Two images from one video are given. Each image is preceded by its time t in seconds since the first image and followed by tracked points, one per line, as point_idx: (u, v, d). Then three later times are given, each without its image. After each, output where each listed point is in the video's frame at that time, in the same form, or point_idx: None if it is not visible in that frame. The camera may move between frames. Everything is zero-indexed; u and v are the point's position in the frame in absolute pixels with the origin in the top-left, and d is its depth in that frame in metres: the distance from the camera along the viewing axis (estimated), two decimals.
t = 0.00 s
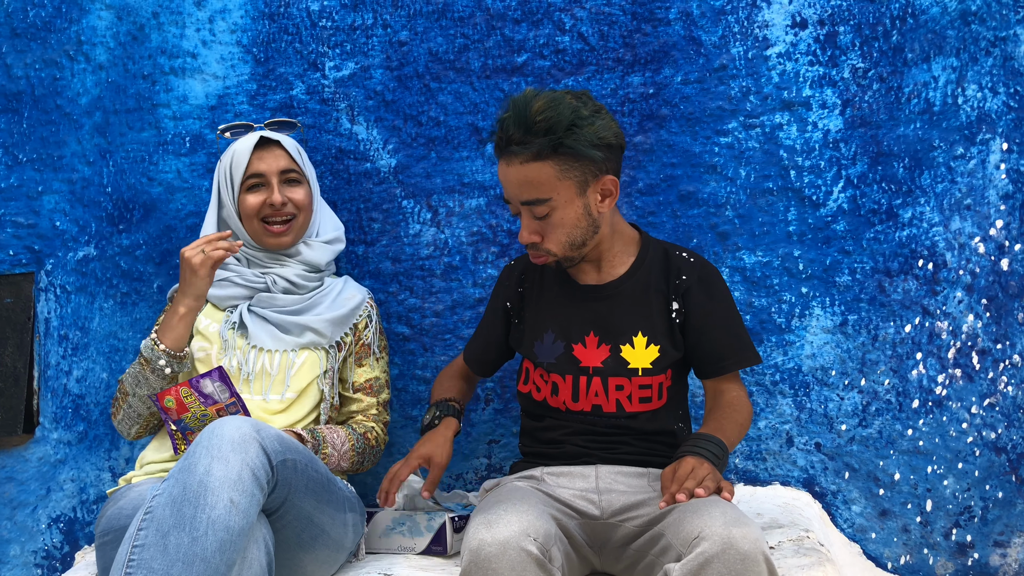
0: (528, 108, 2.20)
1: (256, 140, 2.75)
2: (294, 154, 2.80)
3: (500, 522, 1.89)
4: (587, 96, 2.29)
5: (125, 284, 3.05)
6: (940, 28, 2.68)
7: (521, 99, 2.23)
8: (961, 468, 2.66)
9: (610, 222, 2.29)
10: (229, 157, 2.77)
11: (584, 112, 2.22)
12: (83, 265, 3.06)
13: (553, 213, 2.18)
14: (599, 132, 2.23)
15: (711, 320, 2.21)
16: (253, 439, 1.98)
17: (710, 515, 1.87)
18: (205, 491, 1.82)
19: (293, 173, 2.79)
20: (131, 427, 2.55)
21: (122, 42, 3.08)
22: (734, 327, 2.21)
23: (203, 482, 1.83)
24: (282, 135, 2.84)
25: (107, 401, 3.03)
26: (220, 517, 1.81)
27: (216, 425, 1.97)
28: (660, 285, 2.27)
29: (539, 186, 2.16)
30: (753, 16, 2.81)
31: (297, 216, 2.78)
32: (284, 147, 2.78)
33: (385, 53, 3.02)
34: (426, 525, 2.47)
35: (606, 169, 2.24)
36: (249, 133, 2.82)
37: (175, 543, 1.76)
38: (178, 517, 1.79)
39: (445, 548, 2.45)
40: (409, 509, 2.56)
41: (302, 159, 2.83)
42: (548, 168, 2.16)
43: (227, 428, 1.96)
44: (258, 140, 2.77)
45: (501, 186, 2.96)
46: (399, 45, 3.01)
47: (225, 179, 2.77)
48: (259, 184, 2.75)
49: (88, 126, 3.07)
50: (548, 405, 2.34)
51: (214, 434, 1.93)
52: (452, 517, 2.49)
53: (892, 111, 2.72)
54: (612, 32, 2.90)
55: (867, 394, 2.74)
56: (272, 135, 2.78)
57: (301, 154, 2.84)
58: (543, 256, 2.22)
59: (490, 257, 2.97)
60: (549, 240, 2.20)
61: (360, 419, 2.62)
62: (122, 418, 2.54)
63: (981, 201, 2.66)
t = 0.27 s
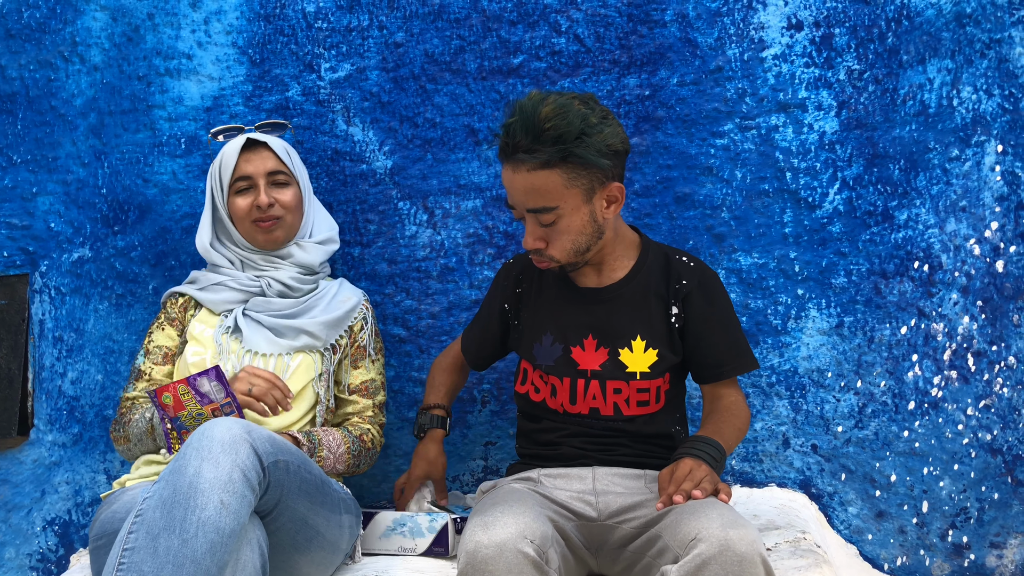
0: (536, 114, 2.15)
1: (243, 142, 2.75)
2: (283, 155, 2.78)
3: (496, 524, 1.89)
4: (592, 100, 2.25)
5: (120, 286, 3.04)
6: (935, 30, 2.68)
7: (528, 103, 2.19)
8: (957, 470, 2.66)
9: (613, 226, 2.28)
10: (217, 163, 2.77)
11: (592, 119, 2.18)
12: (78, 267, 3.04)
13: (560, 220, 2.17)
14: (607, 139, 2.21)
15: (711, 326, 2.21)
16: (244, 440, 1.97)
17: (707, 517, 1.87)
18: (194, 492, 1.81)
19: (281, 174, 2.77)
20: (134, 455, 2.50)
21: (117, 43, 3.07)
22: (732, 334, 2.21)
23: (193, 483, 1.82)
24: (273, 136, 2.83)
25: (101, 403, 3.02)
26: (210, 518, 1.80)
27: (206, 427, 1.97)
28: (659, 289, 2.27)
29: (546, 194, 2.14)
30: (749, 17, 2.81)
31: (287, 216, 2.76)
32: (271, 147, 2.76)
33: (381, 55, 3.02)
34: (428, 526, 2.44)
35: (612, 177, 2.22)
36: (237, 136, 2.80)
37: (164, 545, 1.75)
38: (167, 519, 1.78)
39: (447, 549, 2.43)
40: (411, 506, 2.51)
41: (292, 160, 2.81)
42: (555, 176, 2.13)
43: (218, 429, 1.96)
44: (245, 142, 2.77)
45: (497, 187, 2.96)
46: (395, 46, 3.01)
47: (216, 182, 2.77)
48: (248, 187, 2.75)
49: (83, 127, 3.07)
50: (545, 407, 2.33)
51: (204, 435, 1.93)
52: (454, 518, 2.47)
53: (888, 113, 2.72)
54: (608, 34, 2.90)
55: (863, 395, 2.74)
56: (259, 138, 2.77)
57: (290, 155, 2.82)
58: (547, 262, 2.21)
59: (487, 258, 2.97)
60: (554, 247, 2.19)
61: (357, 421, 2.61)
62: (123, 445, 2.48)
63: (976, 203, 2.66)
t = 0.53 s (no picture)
0: (539, 119, 2.15)
1: (237, 143, 2.74)
2: (276, 156, 2.78)
3: (495, 524, 1.88)
4: (594, 104, 2.25)
5: (118, 286, 3.04)
6: (932, 31, 2.68)
7: (531, 107, 2.18)
8: (955, 470, 2.66)
9: (615, 229, 2.28)
10: (212, 164, 2.77)
11: (596, 124, 2.18)
12: (75, 268, 3.04)
13: (563, 225, 2.17)
14: (610, 143, 2.20)
15: (710, 328, 2.21)
16: (236, 439, 1.97)
17: (707, 517, 1.87)
18: (186, 491, 1.81)
19: (276, 175, 2.77)
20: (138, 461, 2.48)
21: (114, 43, 3.07)
22: (732, 338, 2.21)
23: (184, 482, 1.82)
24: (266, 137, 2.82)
25: (99, 403, 3.01)
26: (201, 517, 1.80)
27: (198, 426, 1.97)
28: (660, 291, 2.27)
29: (549, 199, 2.13)
30: (746, 18, 2.81)
31: (282, 217, 2.76)
32: (264, 148, 2.76)
33: (378, 55, 3.02)
34: (421, 526, 2.45)
35: (614, 181, 2.22)
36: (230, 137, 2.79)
37: (156, 545, 1.75)
38: (159, 518, 1.78)
39: (443, 550, 2.44)
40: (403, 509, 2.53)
41: (286, 161, 2.81)
42: (559, 181, 2.13)
43: (209, 429, 1.96)
44: (239, 144, 2.77)
45: (495, 188, 2.96)
46: (392, 47, 3.01)
47: (211, 184, 2.77)
48: (243, 188, 2.75)
49: (80, 128, 3.06)
50: (545, 407, 2.33)
51: (196, 435, 1.93)
52: (447, 519, 2.48)
53: (885, 114, 2.72)
54: (606, 35, 2.90)
55: (861, 396, 2.74)
56: (252, 138, 2.76)
57: (284, 155, 2.81)
58: (549, 266, 2.21)
59: (485, 259, 2.96)
60: (556, 251, 2.19)
61: (355, 422, 2.60)
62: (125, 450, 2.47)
63: (973, 204, 2.66)
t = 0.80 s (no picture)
0: (544, 113, 2.14)
1: (237, 134, 2.74)
2: (277, 147, 2.76)
3: (495, 518, 1.88)
4: (600, 99, 2.24)
5: (118, 277, 3.02)
6: (935, 29, 2.68)
7: (536, 101, 2.17)
8: (954, 470, 2.65)
9: (618, 225, 2.27)
10: (213, 154, 2.76)
11: (601, 119, 2.17)
12: (75, 258, 3.03)
13: (565, 220, 2.16)
14: (615, 139, 2.20)
15: (710, 325, 2.19)
16: (235, 429, 1.96)
17: (706, 513, 1.86)
18: (184, 480, 1.80)
19: (276, 166, 2.76)
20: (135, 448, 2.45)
21: (115, 33, 3.06)
22: (733, 335, 2.19)
23: (183, 472, 1.81)
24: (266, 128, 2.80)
25: (98, 394, 3.00)
26: (200, 506, 1.79)
27: (197, 417, 1.96)
28: (661, 287, 2.25)
29: (552, 194, 2.12)
30: (749, 15, 2.81)
31: (282, 209, 2.74)
32: (265, 140, 2.75)
33: (380, 48, 3.01)
34: (417, 521, 2.42)
35: (618, 177, 2.21)
36: (231, 129, 2.78)
37: (154, 534, 1.74)
38: (157, 507, 1.77)
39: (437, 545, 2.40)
40: (398, 502, 2.50)
41: (287, 152, 2.79)
42: (562, 176, 2.12)
43: (208, 419, 1.94)
44: (240, 135, 2.76)
45: (496, 183, 2.95)
46: (393, 40, 3.00)
47: (212, 174, 2.76)
48: (243, 179, 2.74)
49: (80, 118, 3.05)
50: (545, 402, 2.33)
51: (195, 425, 1.92)
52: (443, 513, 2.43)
53: (888, 112, 2.72)
54: (608, 30, 2.89)
55: (861, 394, 2.73)
56: (254, 130, 2.75)
57: (285, 147, 2.79)
58: (550, 260, 2.20)
59: (485, 253, 2.95)
60: (558, 245, 2.18)
61: (354, 414, 2.59)
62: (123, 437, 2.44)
63: (975, 203, 2.66)
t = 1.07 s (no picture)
0: (550, 104, 2.15)
1: (241, 131, 2.74)
2: (280, 145, 2.77)
3: (494, 515, 1.89)
4: (606, 93, 2.26)
5: (117, 274, 3.03)
6: (936, 27, 2.68)
7: (543, 92, 2.19)
8: (952, 467, 2.66)
9: (618, 221, 2.28)
10: (216, 150, 2.76)
11: (606, 112, 2.19)
12: (75, 255, 3.03)
13: (567, 211, 2.16)
14: (618, 133, 2.21)
15: (708, 322, 2.20)
16: (235, 428, 1.97)
17: (703, 511, 1.87)
18: (183, 480, 1.81)
19: (279, 165, 2.76)
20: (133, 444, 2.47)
21: (115, 30, 3.06)
22: (729, 331, 2.20)
23: (182, 471, 1.82)
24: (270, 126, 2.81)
25: (97, 391, 3.01)
26: (198, 506, 1.80)
27: (198, 415, 1.96)
28: (659, 284, 2.26)
29: (556, 184, 2.13)
30: (749, 12, 2.81)
31: (283, 207, 2.75)
32: (268, 138, 2.76)
33: (380, 45, 3.01)
34: (400, 523, 2.38)
35: (621, 171, 2.23)
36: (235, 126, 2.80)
37: (152, 533, 1.75)
38: (156, 506, 1.78)
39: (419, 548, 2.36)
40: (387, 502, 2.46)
41: (290, 150, 2.80)
42: (566, 166, 2.13)
43: (209, 418, 1.95)
44: (244, 132, 2.77)
45: (496, 180, 2.95)
46: (394, 37, 3.00)
47: (214, 170, 2.77)
48: (246, 175, 2.74)
49: (80, 115, 3.05)
50: (542, 398, 2.34)
51: (195, 424, 1.93)
52: (425, 516, 2.37)
53: (888, 109, 2.72)
54: (609, 27, 2.89)
55: (859, 392, 2.74)
56: (258, 127, 2.76)
57: (288, 145, 2.80)
58: (551, 252, 2.20)
59: (485, 251, 2.96)
60: (559, 236, 2.18)
61: (353, 413, 2.62)
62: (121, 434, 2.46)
63: (974, 201, 2.66)
